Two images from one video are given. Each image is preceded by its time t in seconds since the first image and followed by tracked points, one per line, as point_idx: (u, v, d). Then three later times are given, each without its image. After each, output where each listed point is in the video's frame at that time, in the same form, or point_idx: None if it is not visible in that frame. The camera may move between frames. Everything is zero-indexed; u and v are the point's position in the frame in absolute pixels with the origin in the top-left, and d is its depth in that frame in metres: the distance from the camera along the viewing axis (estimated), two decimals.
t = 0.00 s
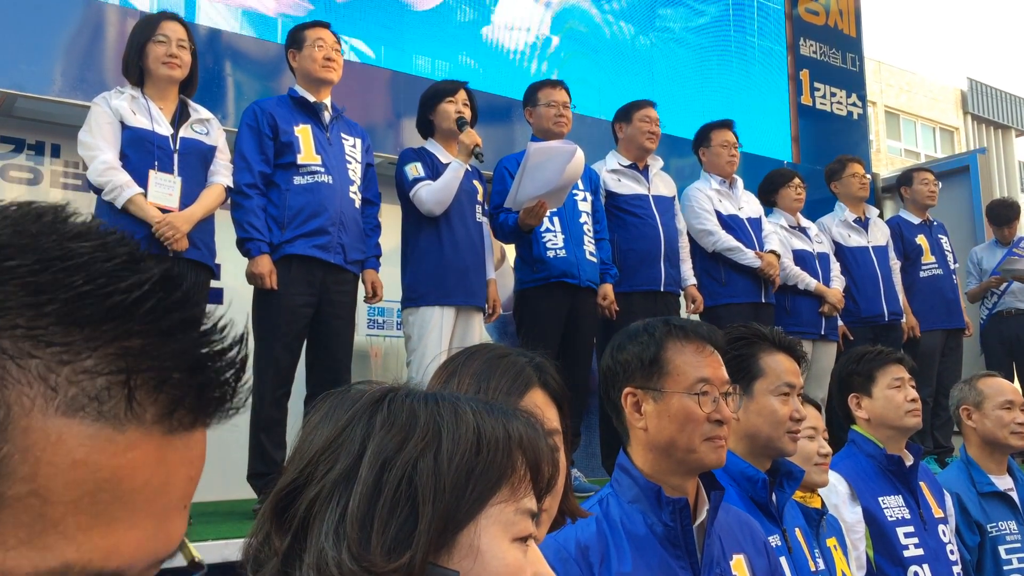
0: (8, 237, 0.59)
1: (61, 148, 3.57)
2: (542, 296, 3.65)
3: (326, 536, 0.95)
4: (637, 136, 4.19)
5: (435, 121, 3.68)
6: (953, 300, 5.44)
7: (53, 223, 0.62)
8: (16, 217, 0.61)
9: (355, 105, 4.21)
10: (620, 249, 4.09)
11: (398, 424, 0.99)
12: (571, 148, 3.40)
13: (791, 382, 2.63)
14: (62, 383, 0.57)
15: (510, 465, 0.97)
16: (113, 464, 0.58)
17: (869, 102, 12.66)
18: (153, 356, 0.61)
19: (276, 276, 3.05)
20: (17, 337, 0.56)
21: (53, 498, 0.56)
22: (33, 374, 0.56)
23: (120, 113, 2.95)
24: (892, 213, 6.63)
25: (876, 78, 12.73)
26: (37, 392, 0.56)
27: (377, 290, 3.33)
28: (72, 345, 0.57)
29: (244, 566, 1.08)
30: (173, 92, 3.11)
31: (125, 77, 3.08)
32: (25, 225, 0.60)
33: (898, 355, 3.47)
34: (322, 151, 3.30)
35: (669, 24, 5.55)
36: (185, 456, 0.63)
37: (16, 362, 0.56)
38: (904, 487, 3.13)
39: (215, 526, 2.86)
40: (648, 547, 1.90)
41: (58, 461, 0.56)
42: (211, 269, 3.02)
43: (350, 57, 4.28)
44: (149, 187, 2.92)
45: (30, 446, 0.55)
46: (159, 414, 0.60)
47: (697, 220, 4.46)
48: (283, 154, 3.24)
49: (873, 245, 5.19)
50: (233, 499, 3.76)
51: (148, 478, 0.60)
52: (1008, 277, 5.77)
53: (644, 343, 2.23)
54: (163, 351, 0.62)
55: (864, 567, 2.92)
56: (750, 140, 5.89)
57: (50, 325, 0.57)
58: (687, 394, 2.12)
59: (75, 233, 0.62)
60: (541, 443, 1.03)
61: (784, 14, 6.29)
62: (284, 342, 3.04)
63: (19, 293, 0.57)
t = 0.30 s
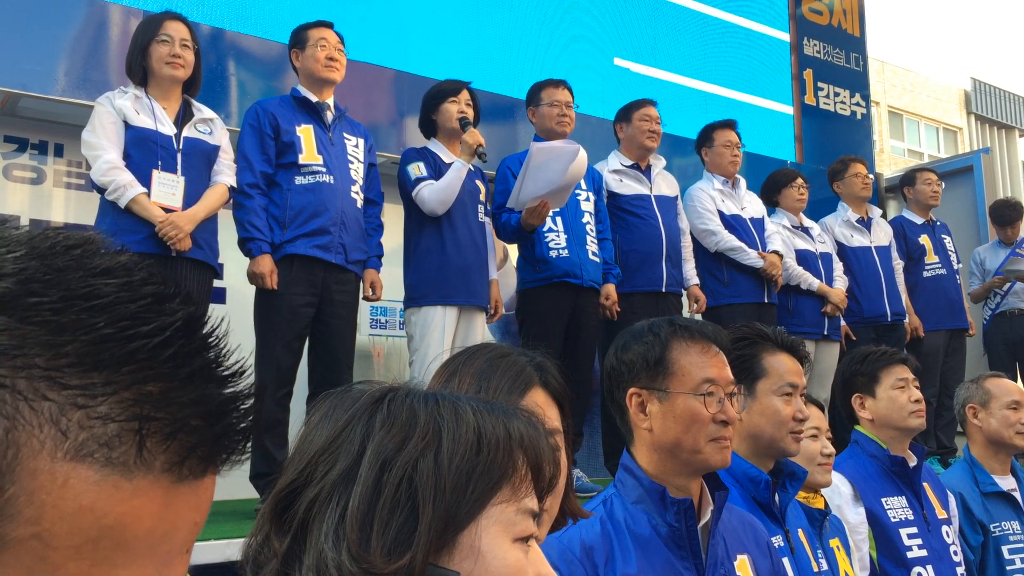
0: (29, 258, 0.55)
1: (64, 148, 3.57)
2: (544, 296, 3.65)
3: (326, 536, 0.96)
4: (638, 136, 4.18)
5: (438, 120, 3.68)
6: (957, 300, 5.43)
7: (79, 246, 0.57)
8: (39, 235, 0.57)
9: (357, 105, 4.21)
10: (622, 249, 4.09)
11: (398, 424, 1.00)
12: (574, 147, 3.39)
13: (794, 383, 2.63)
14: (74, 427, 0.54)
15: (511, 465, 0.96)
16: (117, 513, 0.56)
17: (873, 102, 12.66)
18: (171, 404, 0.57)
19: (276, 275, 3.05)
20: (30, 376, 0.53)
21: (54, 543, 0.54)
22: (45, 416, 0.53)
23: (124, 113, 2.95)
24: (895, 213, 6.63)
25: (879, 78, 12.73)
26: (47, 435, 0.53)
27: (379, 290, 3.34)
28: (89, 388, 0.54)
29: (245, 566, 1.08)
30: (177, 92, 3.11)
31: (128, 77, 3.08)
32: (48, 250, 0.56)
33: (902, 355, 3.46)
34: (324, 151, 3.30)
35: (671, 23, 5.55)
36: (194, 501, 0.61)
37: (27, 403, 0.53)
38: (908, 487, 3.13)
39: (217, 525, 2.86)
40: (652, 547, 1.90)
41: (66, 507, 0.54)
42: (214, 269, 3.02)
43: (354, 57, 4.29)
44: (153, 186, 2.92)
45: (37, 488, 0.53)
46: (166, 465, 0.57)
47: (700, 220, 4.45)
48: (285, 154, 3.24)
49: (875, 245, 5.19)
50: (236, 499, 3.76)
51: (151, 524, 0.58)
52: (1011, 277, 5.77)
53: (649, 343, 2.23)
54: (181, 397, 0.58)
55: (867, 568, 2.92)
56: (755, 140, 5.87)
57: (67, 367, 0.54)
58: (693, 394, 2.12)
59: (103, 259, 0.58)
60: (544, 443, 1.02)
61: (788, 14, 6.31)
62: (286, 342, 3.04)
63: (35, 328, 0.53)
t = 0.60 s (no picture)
0: (75, 288, 0.54)
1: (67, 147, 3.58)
2: (548, 296, 3.65)
3: (325, 538, 0.96)
4: (640, 135, 4.17)
5: (441, 119, 3.68)
6: (961, 301, 5.42)
7: (126, 274, 0.56)
8: (87, 262, 0.56)
9: (360, 105, 4.19)
10: (625, 249, 4.08)
11: (398, 424, 1.00)
12: (578, 146, 3.38)
13: (798, 383, 2.63)
14: (112, 465, 0.53)
15: (511, 465, 0.96)
16: (147, 551, 0.54)
17: (877, 101, 12.64)
18: (205, 444, 0.56)
19: (277, 274, 3.05)
20: (71, 408, 0.52)
21: None
22: (84, 449, 0.52)
23: (128, 112, 2.95)
24: (898, 212, 6.61)
25: (883, 78, 12.70)
26: (87, 472, 0.52)
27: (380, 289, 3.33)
28: (129, 426, 0.53)
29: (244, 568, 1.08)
30: (181, 92, 3.11)
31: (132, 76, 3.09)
32: (95, 278, 0.55)
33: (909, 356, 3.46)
34: (325, 150, 3.30)
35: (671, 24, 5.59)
36: (221, 537, 0.59)
37: (69, 436, 0.52)
38: (913, 488, 3.12)
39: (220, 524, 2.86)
40: (655, 548, 1.90)
41: (99, 542, 0.53)
42: (218, 268, 3.02)
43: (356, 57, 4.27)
44: (157, 186, 2.92)
45: (72, 522, 0.52)
46: (198, 504, 0.56)
47: (702, 220, 4.45)
48: (286, 153, 3.25)
49: (879, 245, 5.18)
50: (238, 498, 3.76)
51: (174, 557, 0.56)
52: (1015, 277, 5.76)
53: (651, 343, 2.22)
54: (216, 441, 0.57)
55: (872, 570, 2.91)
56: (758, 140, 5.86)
57: (108, 401, 0.53)
58: (696, 394, 2.11)
59: (154, 292, 0.57)
60: (545, 443, 1.01)
61: (791, 14, 6.30)
62: (288, 341, 3.05)
63: (80, 360, 0.52)
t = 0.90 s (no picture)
0: (97, 293, 0.55)
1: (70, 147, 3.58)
2: (551, 295, 3.65)
3: (324, 537, 0.96)
4: (643, 135, 4.17)
5: (444, 119, 3.68)
6: (964, 301, 5.42)
7: (148, 279, 0.57)
8: (111, 266, 0.56)
9: (362, 105, 4.20)
10: (628, 249, 4.08)
11: (397, 423, 1.00)
12: (581, 146, 3.38)
13: (802, 383, 2.63)
14: (133, 465, 0.54)
15: (511, 464, 0.96)
16: (162, 550, 0.56)
17: (879, 101, 12.63)
18: (221, 448, 0.57)
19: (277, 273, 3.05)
20: (95, 410, 0.53)
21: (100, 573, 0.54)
22: (106, 449, 0.53)
23: (132, 112, 2.95)
24: (901, 212, 6.61)
25: (885, 78, 12.71)
26: (110, 472, 0.53)
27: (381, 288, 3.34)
28: (150, 427, 0.54)
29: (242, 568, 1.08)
30: (184, 91, 3.11)
31: (136, 76, 3.09)
32: (119, 284, 0.55)
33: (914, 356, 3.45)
34: (326, 150, 3.30)
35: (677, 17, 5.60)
36: (228, 538, 0.60)
37: (93, 436, 0.52)
38: (918, 488, 3.12)
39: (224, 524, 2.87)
40: (656, 549, 1.89)
41: (117, 541, 0.54)
42: (221, 268, 3.02)
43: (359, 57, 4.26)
44: (160, 185, 2.92)
45: (92, 520, 0.53)
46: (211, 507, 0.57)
47: (705, 220, 4.45)
48: (287, 153, 3.25)
49: (882, 245, 5.18)
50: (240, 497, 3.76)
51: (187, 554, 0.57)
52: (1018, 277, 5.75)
53: (651, 342, 2.22)
54: (232, 445, 0.58)
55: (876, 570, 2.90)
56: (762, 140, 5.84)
57: (131, 403, 0.53)
58: (697, 393, 2.11)
59: (177, 297, 0.58)
60: (545, 443, 1.02)
61: (795, 13, 6.30)
62: (290, 340, 3.05)
63: (105, 363, 0.53)
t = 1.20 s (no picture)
0: (80, 263, 0.57)
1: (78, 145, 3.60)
2: (556, 294, 3.65)
3: (328, 536, 0.96)
4: (650, 134, 4.17)
5: (449, 118, 3.68)
6: (970, 301, 5.40)
7: (128, 252, 0.59)
8: (92, 239, 0.58)
9: (368, 104, 4.20)
10: (635, 248, 4.07)
11: (400, 422, 1.00)
12: (587, 145, 3.38)
13: (807, 382, 2.62)
14: (121, 424, 0.55)
15: (513, 463, 0.96)
16: (151, 504, 0.56)
17: (885, 100, 12.61)
18: (205, 407, 0.58)
19: (283, 272, 3.06)
20: (81, 372, 0.54)
21: (94, 531, 0.55)
22: (95, 410, 0.55)
23: (138, 111, 2.96)
24: (908, 212, 6.58)
25: (891, 77, 12.69)
26: (96, 431, 0.55)
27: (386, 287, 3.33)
28: (137, 388, 0.55)
29: (246, 566, 1.09)
30: (190, 91, 3.12)
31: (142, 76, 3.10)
32: (101, 255, 0.57)
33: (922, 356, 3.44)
34: (330, 148, 3.30)
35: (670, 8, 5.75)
36: (218, 498, 0.60)
37: (81, 397, 0.54)
38: (925, 488, 3.11)
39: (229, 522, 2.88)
40: (660, 549, 1.89)
41: (110, 500, 0.55)
42: (227, 267, 3.03)
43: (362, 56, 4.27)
44: (167, 184, 2.93)
45: (85, 479, 0.54)
46: (200, 465, 0.58)
47: (711, 219, 4.44)
48: (291, 152, 3.26)
49: (888, 244, 5.17)
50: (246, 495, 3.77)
51: (182, 507, 0.58)
52: None
53: (648, 342, 2.23)
54: (216, 403, 0.58)
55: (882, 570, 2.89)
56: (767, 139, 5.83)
57: (116, 365, 0.55)
58: (693, 391, 2.11)
59: (154, 266, 0.59)
60: (547, 440, 1.02)
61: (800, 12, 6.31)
62: (295, 338, 3.05)
63: (91, 328, 0.55)
